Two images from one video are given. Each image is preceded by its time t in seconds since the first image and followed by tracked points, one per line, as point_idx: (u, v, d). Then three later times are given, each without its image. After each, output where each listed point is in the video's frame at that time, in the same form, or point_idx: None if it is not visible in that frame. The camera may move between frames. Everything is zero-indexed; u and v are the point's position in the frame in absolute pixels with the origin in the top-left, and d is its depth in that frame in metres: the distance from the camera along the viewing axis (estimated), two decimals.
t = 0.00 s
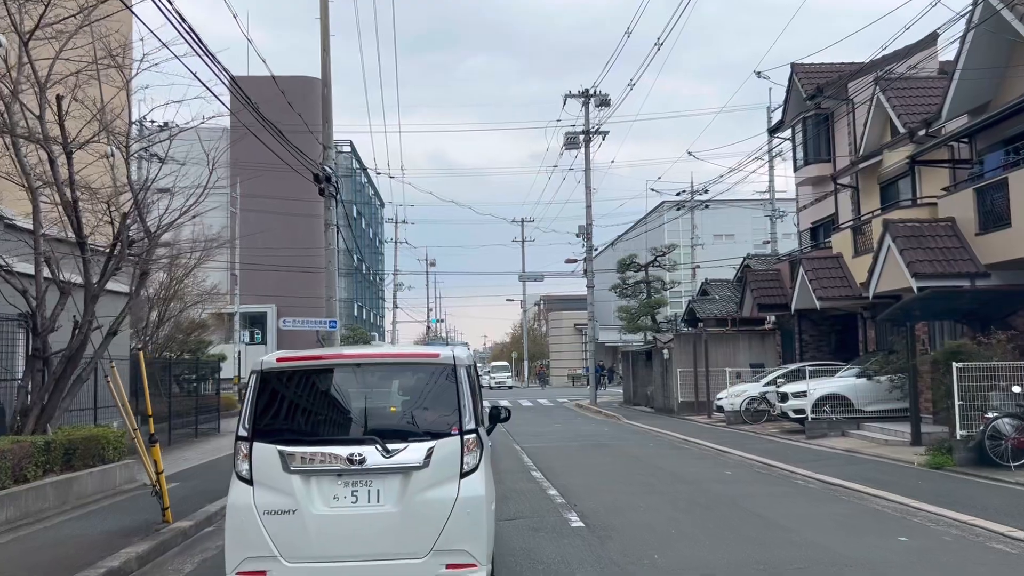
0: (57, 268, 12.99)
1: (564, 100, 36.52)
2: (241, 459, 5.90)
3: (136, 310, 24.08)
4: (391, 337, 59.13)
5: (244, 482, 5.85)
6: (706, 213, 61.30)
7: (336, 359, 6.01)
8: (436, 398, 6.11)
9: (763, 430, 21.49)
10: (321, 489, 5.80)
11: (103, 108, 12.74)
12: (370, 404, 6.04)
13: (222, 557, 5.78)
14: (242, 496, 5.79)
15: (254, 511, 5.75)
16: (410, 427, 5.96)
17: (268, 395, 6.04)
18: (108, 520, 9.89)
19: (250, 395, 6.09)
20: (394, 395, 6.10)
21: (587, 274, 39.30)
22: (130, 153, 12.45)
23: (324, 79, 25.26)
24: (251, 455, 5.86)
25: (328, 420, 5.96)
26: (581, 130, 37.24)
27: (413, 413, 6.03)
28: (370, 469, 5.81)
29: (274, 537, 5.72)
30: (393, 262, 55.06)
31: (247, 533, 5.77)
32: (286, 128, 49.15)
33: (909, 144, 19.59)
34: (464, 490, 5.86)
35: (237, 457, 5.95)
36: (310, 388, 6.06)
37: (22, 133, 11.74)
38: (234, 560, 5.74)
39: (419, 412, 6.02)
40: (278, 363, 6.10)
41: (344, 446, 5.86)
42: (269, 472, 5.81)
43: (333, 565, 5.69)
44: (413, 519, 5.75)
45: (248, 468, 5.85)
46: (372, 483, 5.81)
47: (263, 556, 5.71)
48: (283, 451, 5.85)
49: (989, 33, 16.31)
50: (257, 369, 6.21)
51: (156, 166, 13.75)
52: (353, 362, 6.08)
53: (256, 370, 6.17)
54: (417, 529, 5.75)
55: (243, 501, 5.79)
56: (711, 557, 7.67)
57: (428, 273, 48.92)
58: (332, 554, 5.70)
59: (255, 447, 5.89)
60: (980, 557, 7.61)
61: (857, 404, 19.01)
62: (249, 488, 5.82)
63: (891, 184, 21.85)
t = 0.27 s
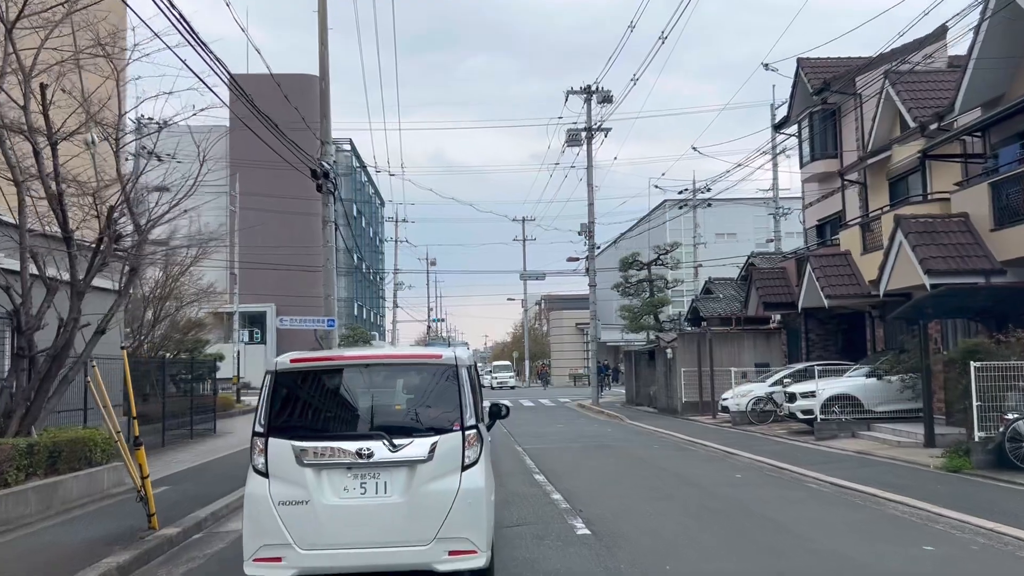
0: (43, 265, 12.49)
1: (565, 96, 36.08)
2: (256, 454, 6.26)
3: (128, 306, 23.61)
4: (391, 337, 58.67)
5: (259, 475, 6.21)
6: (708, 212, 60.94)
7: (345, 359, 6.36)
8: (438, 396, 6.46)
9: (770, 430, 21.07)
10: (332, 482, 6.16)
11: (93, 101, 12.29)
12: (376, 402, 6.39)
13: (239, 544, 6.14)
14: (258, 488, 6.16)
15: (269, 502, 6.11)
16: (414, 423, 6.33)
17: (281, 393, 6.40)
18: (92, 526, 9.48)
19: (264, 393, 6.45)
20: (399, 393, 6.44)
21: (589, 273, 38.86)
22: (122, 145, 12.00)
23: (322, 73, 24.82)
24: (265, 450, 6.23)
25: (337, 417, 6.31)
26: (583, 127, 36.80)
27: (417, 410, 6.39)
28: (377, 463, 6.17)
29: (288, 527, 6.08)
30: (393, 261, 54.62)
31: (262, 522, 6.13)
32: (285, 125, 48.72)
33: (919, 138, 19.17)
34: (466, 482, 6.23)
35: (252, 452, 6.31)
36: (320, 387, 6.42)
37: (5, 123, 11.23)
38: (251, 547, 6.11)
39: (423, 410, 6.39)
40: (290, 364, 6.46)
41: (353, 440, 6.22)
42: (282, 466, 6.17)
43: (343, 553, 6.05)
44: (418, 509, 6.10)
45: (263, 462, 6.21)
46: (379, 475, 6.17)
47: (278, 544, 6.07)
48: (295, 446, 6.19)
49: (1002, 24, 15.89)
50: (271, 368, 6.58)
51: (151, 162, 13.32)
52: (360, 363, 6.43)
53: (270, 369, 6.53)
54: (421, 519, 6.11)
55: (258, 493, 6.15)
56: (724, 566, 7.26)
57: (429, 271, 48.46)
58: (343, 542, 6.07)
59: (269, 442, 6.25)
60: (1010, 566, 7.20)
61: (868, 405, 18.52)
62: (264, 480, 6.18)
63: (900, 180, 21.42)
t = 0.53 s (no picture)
0: (29, 261, 11.98)
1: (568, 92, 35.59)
2: (272, 448, 7.12)
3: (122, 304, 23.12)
4: (391, 336, 58.16)
5: (275, 467, 7.06)
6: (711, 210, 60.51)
7: (353, 361, 7.20)
8: (438, 395, 7.28)
9: (777, 431, 20.66)
10: (343, 474, 7.00)
11: (81, 91, 11.84)
12: (381, 400, 7.20)
13: (258, 530, 7.00)
14: (274, 480, 7.00)
15: (283, 493, 6.93)
16: (417, 420, 7.14)
17: (295, 392, 7.25)
18: (76, 532, 9.12)
19: (279, 392, 7.30)
20: (404, 391, 7.26)
21: (591, 272, 38.38)
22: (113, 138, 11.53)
23: (321, 67, 24.34)
24: (281, 445, 7.08)
25: (345, 414, 7.16)
26: (586, 123, 36.33)
27: (419, 408, 7.19)
28: (384, 455, 6.99)
29: (302, 515, 6.92)
30: (394, 260, 54.15)
31: (279, 511, 6.98)
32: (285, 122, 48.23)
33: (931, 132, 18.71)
34: (467, 473, 7.07)
35: (268, 446, 7.17)
36: (330, 386, 7.27)
37: None
38: (267, 534, 6.95)
39: (424, 408, 7.19)
40: (303, 364, 7.32)
41: (360, 435, 7.04)
42: (296, 459, 7.01)
43: (354, 538, 6.90)
44: (423, 498, 6.93)
45: (278, 455, 7.06)
46: (386, 467, 7.00)
47: (292, 532, 6.92)
48: (307, 440, 7.04)
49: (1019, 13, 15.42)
50: (286, 369, 7.45)
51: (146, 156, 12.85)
52: (367, 364, 7.27)
53: (284, 369, 7.38)
54: (426, 507, 6.95)
55: (275, 484, 7.00)
56: None
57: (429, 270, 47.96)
58: (353, 529, 6.91)
59: (283, 437, 7.09)
60: None
61: (879, 405, 18.05)
62: (279, 473, 7.02)
63: (911, 175, 20.93)
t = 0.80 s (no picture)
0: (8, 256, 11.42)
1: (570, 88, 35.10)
2: (283, 443, 7.11)
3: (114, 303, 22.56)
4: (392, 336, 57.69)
5: (286, 462, 7.06)
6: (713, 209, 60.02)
7: (360, 360, 7.19)
8: (441, 394, 7.28)
9: (786, 433, 20.11)
10: (350, 469, 7.00)
11: (64, 77, 11.27)
12: (386, 398, 7.20)
13: (269, 522, 7.01)
14: (284, 474, 7.01)
15: (295, 487, 6.95)
16: (420, 417, 7.14)
17: (302, 390, 7.24)
18: (51, 544, 8.59)
19: (289, 390, 7.30)
20: (408, 390, 7.27)
21: (594, 270, 37.87)
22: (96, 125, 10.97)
23: (318, 61, 23.84)
24: (291, 441, 7.07)
25: (351, 412, 7.14)
26: (588, 119, 35.82)
27: (423, 407, 7.19)
28: (389, 450, 7.01)
29: (311, 507, 6.93)
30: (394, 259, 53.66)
31: (289, 504, 6.98)
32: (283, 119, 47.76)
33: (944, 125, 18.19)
34: (469, 467, 7.07)
35: (279, 442, 7.17)
36: (337, 385, 7.25)
37: None
38: (279, 526, 6.96)
39: (428, 406, 7.19)
40: (311, 364, 7.30)
41: (367, 432, 7.06)
42: (306, 454, 7.02)
43: (361, 530, 6.91)
44: (427, 491, 6.94)
45: (289, 450, 7.06)
46: (392, 462, 7.02)
47: (303, 523, 6.93)
48: (317, 436, 7.05)
49: None
50: (296, 368, 7.46)
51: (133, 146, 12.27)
52: (373, 363, 7.26)
53: (294, 368, 7.39)
54: (430, 500, 6.95)
55: (285, 478, 7.01)
56: None
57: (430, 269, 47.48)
58: (360, 521, 6.91)
59: (294, 433, 7.10)
60: None
61: (892, 407, 17.51)
62: (290, 467, 7.02)
63: (922, 170, 20.46)
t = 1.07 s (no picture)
0: None
1: (572, 84, 34.51)
2: (293, 439, 7.50)
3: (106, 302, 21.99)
4: (392, 335, 57.17)
5: (296, 457, 7.45)
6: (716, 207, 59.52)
7: (366, 360, 7.57)
8: (444, 393, 7.65)
9: (796, 435, 19.55)
10: (357, 463, 7.40)
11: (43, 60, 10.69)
12: (391, 397, 7.60)
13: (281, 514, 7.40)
14: (295, 469, 7.40)
15: (305, 480, 7.33)
16: (424, 415, 7.52)
17: (312, 389, 7.63)
18: (22, 556, 8.02)
19: (300, 387, 7.69)
20: (411, 389, 7.64)
21: (596, 268, 37.29)
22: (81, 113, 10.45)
23: (314, 53, 23.28)
24: (301, 437, 7.46)
25: (357, 410, 7.52)
26: (591, 115, 35.23)
27: (426, 405, 7.57)
28: (395, 446, 7.40)
29: (321, 501, 7.31)
30: (394, 258, 53.14)
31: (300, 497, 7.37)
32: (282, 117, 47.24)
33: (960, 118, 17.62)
34: (470, 461, 7.44)
35: (290, 437, 7.56)
36: (343, 384, 7.62)
37: None
38: (291, 517, 7.36)
39: (431, 405, 7.58)
40: (321, 363, 7.69)
41: (372, 428, 7.45)
42: (316, 449, 7.41)
43: (368, 521, 7.30)
44: (430, 484, 7.33)
45: (299, 445, 7.45)
46: (397, 456, 7.41)
47: (313, 514, 7.31)
48: (325, 432, 7.43)
49: None
50: (306, 367, 7.86)
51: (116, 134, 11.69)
52: (379, 363, 7.64)
53: (304, 367, 7.78)
54: (433, 493, 7.33)
55: (296, 472, 7.39)
56: None
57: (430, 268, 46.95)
58: (368, 512, 7.30)
59: (303, 429, 7.49)
60: None
61: (907, 408, 16.95)
62: (301, 462, 7.41)
63: (936, 164, 19.90)
